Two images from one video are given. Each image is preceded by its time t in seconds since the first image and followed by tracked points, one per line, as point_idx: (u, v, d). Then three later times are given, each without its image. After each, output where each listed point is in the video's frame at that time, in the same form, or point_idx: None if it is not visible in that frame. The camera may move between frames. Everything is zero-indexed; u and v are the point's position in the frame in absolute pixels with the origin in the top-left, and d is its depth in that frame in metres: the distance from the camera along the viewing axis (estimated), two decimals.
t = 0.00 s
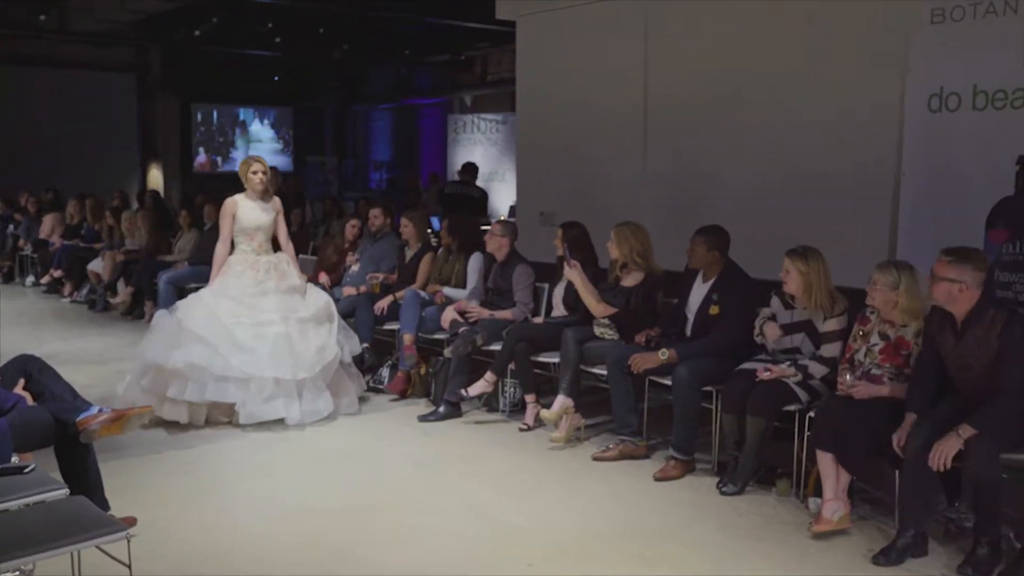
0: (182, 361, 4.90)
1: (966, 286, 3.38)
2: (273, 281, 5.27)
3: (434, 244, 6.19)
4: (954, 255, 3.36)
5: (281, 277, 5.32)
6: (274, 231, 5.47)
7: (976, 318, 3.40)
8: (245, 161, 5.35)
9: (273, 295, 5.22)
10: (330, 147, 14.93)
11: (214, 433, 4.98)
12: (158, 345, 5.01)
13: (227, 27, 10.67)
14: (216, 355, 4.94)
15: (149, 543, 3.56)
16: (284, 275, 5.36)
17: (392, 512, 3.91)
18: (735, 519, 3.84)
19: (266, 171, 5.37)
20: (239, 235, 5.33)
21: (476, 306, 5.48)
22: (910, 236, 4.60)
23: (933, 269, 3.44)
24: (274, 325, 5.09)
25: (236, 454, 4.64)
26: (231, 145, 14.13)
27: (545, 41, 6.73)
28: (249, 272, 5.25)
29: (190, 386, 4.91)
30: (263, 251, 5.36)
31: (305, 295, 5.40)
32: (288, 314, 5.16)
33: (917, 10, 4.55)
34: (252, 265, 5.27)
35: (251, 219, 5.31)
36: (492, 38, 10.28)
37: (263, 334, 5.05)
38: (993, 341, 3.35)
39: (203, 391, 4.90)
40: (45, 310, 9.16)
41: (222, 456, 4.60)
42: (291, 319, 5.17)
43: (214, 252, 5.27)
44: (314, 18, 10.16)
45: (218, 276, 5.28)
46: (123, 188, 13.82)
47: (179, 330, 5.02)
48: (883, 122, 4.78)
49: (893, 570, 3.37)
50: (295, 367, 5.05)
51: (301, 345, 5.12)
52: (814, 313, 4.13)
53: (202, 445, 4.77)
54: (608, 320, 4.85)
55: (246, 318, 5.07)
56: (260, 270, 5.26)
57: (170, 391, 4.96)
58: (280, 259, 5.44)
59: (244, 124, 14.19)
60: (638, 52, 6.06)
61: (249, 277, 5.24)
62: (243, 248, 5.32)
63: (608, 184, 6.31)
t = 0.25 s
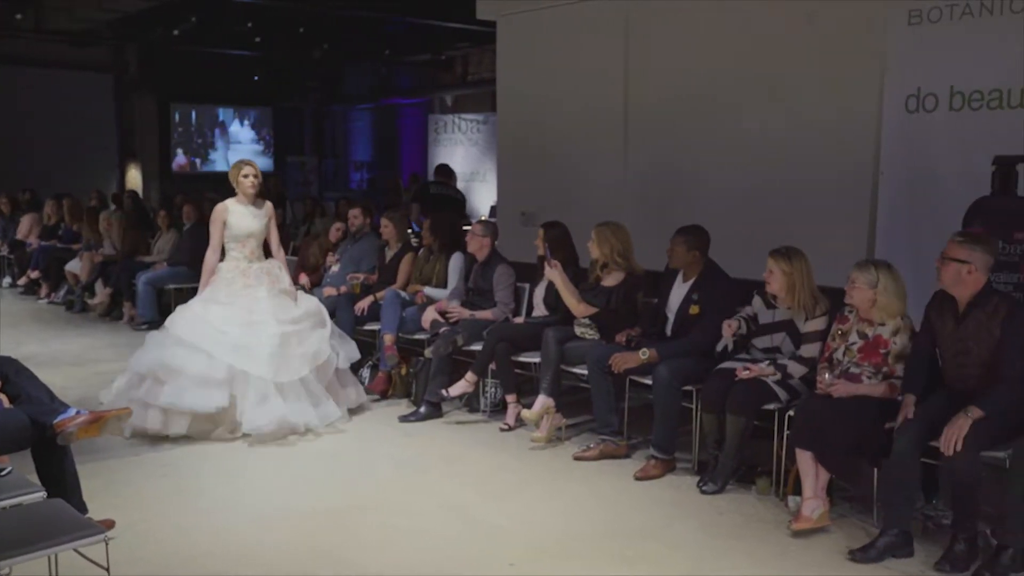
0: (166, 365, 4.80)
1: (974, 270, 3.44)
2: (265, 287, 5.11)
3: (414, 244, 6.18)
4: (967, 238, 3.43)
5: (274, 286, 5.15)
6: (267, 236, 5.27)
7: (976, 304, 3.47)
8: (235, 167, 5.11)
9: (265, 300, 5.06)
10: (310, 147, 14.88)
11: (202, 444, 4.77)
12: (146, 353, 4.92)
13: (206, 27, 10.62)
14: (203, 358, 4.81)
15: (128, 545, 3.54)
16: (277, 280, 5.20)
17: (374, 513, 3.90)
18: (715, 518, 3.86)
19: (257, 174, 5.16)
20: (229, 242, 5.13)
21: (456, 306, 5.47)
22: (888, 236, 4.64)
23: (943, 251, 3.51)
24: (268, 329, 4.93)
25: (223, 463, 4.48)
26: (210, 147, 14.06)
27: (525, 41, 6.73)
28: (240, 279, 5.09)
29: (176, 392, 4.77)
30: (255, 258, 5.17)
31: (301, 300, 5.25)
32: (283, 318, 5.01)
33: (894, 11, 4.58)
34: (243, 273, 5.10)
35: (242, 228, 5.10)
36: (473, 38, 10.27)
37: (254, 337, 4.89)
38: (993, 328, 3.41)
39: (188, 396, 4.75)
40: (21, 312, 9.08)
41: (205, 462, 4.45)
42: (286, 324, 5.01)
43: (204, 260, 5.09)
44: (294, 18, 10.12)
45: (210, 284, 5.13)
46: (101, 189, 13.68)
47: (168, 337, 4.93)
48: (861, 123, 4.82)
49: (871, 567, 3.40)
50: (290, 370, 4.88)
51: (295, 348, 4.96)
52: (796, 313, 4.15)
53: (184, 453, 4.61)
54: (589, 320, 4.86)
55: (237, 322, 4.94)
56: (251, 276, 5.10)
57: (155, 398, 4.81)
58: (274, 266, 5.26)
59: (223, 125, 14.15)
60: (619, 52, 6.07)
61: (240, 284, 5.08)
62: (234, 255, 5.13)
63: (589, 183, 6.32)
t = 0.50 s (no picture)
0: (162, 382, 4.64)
1: (965, 265, 3.53)
2: (264, 292, 4.94)
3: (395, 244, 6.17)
4: (959, 232, 3.52)
5: (274, 288, 4.99)
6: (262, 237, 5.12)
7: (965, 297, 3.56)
8: (228, 166, 4.97)
9: (264, 306, 4.90)
10: (290, 148, 14.82)
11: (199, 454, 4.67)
12: (141, 364, 4.76)
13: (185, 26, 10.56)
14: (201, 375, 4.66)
15: (107, 548, 3.51)
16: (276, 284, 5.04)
17: (355, 514, 3.89)
18: (696, 517, 3.87)
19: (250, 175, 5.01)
20: (225, 244, 4.96)
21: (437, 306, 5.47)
22: (867, 236, 4.67)
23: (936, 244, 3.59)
24: (267, 337, 4.79)
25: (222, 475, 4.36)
26: (188, 147, 14.01)
27: (505, 42, 6.73)
28: (239, 283, 4.90)
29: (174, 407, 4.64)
30: (252, 260, 5.00)
31: (299, 305, 5.10)
32: (282, 325, 4.86)
33: (872, 12, 4.61)
34: (241, 277, 4.91)
35: (238, 228, 4.95)
36: (453, 38, 10.26)
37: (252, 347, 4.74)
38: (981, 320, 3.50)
39: (187, 412, 4.63)
40: None
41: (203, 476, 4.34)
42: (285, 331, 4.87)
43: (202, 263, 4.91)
44: (273, 17, 10.07)
45: (207, 288, 4.93)
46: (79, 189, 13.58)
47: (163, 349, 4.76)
48: (839, 123, 4.85)
49: (850, 565, 3.42)
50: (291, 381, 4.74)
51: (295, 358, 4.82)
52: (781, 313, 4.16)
53: (179, 466, 4.48)
54: (570, 320, 4.87)
55: (235, 333, 4.78)
56: (250, 280, 4.92)
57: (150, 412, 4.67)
58: (272, 266, 5.09)
59: (202, 125, 14.09)
60: (599, 52, 6.08)
61: (239, 289, 4.89)
62: (231, 257, 4.96)
63: (570, 184, 6.32)
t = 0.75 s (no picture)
0: (165, 388, 4.49)
1: (944, 265, 3.58)
2: (261, 291, 4.87)
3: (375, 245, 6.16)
4: (938, 234, 3.58)
5: (268, 288, 4.93)
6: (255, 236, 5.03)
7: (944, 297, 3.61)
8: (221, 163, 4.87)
9: (262, 306, 4.82)
10: (270, 148, 14.76)
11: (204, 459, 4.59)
12: (137, 369, 4.58)
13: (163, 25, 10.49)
14: (204, 380, 4.53)
15: (84, 551, 3.48)
16: (271, 282, 4.97)
17: (337, 515, 3.88)
18: (677, 516, 3.88)
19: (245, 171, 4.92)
20: (218, 243, 4.86)
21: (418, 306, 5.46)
22: (846, 235, 4.70)
23: (915, 246, 3.64)
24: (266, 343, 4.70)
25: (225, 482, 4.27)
26: (167, 148, 14.05)
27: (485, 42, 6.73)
28: (235, 282, 4.82)
29: (176, 413, 4.52)
30: (246, 258, 4.92)
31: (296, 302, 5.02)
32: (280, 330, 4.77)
33: (850, 13, 4.64)
34: (237, 277, 4.84)
35: (233, 226, 4.85)
36: (434, 38, 10.24)
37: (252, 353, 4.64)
38: (959, 320, 3.54)
39: (191, 419, 4.52)
40: None
41: (208, 484, 4.24)
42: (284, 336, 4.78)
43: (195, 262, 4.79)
44: (252, 17, 10.03)
45: (200, 288, 4.81)
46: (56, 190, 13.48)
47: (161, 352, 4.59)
48: (818, 124, 4.87)
49: (830, 563, 3.44)
50: (293, 383, 4.69)
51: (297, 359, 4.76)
52: (769, 314, 4.18)
53: (184, 474, 4.36)
54: (551, 320, 4.87)
55: (235, 335, 4.67)
56: (246, 280, 4.85)
57: (153, 420, 4.53)
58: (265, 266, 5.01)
59: (182, 125, 14.07)
60: (579, 52, 6.08)
61: (235, 288, 4.81)
62: (225, 256, 4.86)
63: (551, 184, 6.32)
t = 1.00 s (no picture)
0: (162, 398, 4.28)
1: (928, 267, 3.61)
2: (261, 300, 4.64)
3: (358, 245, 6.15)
4: (922, 235, 3.60)
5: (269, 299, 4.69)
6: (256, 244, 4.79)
7: (926, 297, 3.63)
8: (221, 168, 4.63)
9: (262, 315, 4.61)
10: (252, 148, 14.71)
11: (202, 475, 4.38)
12: (131, 379, 4.37)
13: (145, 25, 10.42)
14: (202, 389, 4.33)
15: (65, 555, 3.45)
16: (271, 292, 4.75)
17: (322, 516, 3.87)
18: (660, 515, 3.89)
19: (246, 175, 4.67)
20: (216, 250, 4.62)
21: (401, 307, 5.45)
22: (828, 235, 4.72)
23: (900, 247, 3.67)
24: (266, 351, 4.48)
25: (223, 496, 4.09)
26: (149, 148, 13.94)
27: (468, 42, 6.72)
28: (234, 292, 4.58)
29: (174, 425, 4.31)
30: (245, 267, 4.68)
31: (297, 311, 4.81)
32: (281, 337, 4.56)
33: (831, 14, 4.67)
34: (236, 285, 4.60)
35: (232, 233, 4.61)
36: (418, 38, 10.22)
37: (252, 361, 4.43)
38: (936, 320, 3.57)
39: (188, 431, 4.31)
40: None
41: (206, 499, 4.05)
42: (285, 343, 4.57)
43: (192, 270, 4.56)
44: (234, 17, 9.98)
45: (197, 297, 4.59)
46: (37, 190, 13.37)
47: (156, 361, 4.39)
48: (800, 124, 4.90)
49: (812, 562, 3.45)
50: (294, 394, 4.48)
51: (298, 368, 4.54)
52: (757, 314, 4.19)
53: (181, 490, 4.16)
54: (534, 320, 4.87)
55: (233, 343, 4.46)
56: (245, 288, 4.62)
57: (150, 433, 4.31)
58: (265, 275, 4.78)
59: (164, 125, 13.99)
60: (562, 53, 6.09)
61: (234, 298, 4.57)
62: (223, 264, 4.62)
63: (535, 184, 6.32)
